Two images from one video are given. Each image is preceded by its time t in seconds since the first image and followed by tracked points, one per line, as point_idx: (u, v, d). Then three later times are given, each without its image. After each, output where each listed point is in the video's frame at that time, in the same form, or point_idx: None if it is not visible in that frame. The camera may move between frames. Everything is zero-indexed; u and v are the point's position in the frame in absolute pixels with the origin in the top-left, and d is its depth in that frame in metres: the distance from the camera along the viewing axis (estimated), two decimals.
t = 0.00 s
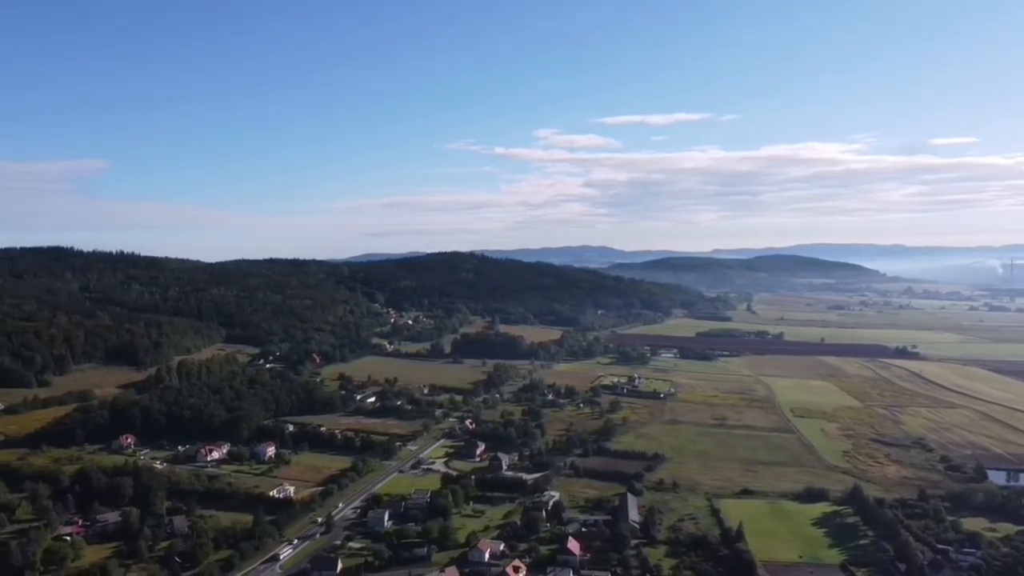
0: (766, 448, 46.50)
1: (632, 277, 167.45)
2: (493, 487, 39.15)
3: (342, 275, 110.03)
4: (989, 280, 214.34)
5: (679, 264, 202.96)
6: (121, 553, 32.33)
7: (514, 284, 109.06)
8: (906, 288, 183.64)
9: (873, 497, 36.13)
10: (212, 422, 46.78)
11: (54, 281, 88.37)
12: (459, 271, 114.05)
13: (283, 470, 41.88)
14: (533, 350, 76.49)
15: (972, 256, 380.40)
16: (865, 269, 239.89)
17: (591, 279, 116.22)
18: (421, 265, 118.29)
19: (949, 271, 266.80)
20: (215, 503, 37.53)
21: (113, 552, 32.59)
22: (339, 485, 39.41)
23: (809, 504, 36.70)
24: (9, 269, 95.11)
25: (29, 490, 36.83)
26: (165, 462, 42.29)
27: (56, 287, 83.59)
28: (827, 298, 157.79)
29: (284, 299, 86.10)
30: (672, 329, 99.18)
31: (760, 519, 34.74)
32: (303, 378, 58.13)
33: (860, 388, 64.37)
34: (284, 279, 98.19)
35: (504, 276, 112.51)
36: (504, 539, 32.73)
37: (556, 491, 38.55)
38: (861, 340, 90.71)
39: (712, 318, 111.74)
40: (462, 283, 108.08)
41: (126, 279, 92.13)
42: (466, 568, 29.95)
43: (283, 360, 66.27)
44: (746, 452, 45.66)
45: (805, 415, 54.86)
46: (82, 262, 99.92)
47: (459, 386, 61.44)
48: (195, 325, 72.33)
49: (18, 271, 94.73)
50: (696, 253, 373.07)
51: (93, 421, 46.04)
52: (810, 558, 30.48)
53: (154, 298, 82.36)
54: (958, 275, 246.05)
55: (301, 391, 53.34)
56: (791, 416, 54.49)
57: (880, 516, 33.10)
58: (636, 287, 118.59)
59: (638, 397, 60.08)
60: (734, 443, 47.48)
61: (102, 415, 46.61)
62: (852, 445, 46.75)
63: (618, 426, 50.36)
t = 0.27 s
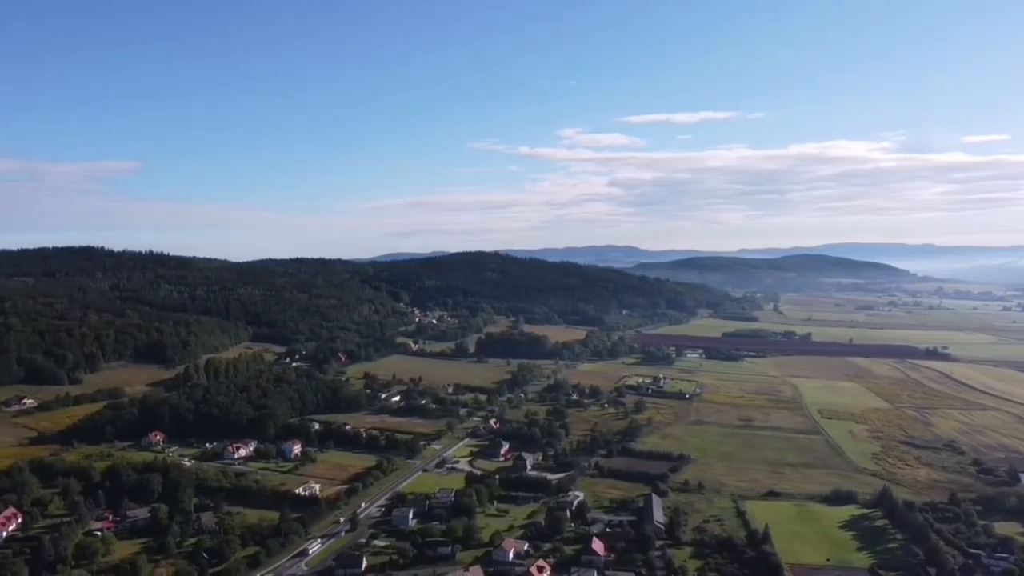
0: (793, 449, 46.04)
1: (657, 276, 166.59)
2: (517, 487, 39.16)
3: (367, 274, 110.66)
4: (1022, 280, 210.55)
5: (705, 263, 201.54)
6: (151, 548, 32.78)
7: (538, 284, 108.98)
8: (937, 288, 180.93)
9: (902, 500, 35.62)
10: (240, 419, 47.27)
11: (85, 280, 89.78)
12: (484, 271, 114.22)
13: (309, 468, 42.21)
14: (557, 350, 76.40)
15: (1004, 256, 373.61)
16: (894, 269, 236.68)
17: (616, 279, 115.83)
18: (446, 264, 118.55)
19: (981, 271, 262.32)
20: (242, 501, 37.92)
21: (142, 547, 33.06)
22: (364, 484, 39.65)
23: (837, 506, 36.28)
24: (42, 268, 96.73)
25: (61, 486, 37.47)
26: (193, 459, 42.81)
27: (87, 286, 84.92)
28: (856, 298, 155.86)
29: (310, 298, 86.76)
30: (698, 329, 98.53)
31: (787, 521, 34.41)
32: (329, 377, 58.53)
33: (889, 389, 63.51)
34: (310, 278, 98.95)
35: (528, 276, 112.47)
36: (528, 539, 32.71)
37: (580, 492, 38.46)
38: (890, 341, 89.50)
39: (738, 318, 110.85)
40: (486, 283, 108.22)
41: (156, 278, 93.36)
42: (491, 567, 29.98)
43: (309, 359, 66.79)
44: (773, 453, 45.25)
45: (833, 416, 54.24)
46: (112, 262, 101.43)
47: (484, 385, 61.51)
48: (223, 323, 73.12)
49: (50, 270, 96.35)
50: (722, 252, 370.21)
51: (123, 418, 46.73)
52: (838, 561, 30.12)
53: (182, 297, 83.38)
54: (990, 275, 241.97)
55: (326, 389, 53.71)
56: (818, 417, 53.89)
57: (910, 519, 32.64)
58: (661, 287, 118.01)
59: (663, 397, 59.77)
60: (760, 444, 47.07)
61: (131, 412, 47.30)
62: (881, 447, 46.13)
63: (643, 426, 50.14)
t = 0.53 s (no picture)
0: (821, 451, 45.53)
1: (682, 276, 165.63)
2: (541, 487, 39.13)
3: (392, 274, 111.22)
4: None
5: (731, 263, 200.04)
6: (179, 544, 33.19)
7: (563, 283, 108.85)
8: (968, 288, 178.05)
9: (933, 503, 35.08)
10: (266, 417, 47.71)
11: (115, 279, 91.16)
12: (508, 270, 114.29)
13: (334, 466, 42.50)
14: (582, 350, 76.29)
15: None
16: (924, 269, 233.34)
17: (641, 279, 115.31)
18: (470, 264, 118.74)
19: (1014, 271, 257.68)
20: (268, 498, 38.27)
21: (171, 543, 33.48)
22: (388, 482, 39.84)
23: (865, 509, 35.82)
24: (73, 267, 98.33)
25: (92, 482, 38.07)
26: (220, 456, 43.27)
27: (117, 285, 86.18)
28: (884, 298, 153.85)
29: (336, 297, 87.35)
30: (724, 329, 97.78)
31: (814, 524, 34.02)
32: (354, 375, 58.87)
33: (919, 391, 62.58)
34: (335, 278, 99.62)
35: (553, 275, 112.32)
36: (552, 539, 32.65)
37: (604, 492, 38.33)
38: (921, 342, 88.22)
39: (765, 318, 109.86)
40: (511, 282, 108.26)
41: (184, 277, 94.51)
42: (515, 567, 29.99)
43: (335, 357, 67.26)
44: (800, 455, 44.79)
45: (861, 418, 53.55)
46: (142, 261, 102.88)
47: (508, 385, 61.53)
48: (250, 322, 73.84)
49: (82, 269, 97.93)
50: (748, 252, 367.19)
51: (152, 416, 47.37)
52: (866, 565, 29.73)
53: (210, 296, 84.35)
54: None
55: (352, 388, 54.04)
56: (847, 419, 53.25)
57: (941, 523, 32.13)
58: (686, 287, 117.31)
59: (689, 398, 59.40)
60: (787, 446, 46.61)
61: (160, 409, 47.93)
62: (911, 450, 45.48)
63: (668, 427, 49.86)
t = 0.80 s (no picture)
0: (849, 453, 44.97)
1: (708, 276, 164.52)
2: (565, 487, 39.05)
3: (417, 273, 111.63)
4: None
5: (757, 263, 198.35)
6: (207, 540, 33.56)
7: (587, 283, 108.60)
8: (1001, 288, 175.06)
9: (964, 507, 34.49)
10: (292, 416, 48.10)
11: (145, 278, 92.45)
12: (532, 270, 114.25)
13: (359, 465, 42.74)
14: (607, 350, 76.10)
15: None
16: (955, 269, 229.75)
17: (666, 279, 114.72)
18: (495, 264, 118.81)
19: None
20: (294, 496, 38.57)
21: (199, 539, 33.87)
22: (413, 481, 39.99)
23: (894, 512, 35.32)
24: (104, 267, 99.84)
25: (122, 478, 38.62)
26: (247, 454, 43.69)
27: (146, 284, 87.39)
28: (914, 299, 151.75)
29: (361, 297, 87.86)
30: (750, 330, 96.93)
31: (842, 527, 33.61)
32: (379, 375, 59.16)
33: (950, 393, 61.58)
34: (360, 277, 100.19)
35: (578, 275, 112.08)
36: (576, 539, 32.57)
37: (629, 493, 38.16)
38: (952, 343, 86.78)
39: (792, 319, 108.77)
40: (535, 282, 108.21)
41: (212, 276, 95.57)
42: (539, 567, 29.96)
43: (360, 356, 67.66)
44: (827, 457, 44.27)
45: (891, 420, 52.80)
46: (171, 261, 104.21)
47: (533, 385, 61.50)
48: (276, 321, 74.49)
49: (112, 269, 99.41)
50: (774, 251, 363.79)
51: (180, 413, 47.96)
52: (895, 569, 29.32)
53: (237, 295, 85.25)
54: None
55: (377, 387, 54.33)
56: (875, 421, 52.52)
57: (972, 528, 31.57)
58: (712, 287, 116.50)
59: (714, 399, 58.98)
60: (815, 448, 46.10)
61: (188, 407, 48.50)
62: (942, 453, 44.75)
63: (693, 428, 49.54)
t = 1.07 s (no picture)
0: (878, 456, 44.39)
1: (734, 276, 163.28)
2: (590, 487, 38.95)
3: (441, 273, 111.92)
4: None
5: (784, 263, 196.48)
6: (234, 537, 33.93)
7: (612, 283, 108.26)
8: None
9: (996, 511, 33.90)
10: (318, 414, 48.43)
11: (173, 277, 93.67)
12: (557, 270, 114.12)
13: (384, 463, 42.94)
14: (631, 350, 75.82)
15: None
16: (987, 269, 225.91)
17: (692, 279, 114.02)
18: (519, 263, 118.84)
19: None
20: (320, 493, 38.87)
21: (226, 536, 34.25)
22: (437, 480, 40.10)
23: (924, 516, 34.81)
24: (134, 266, 101.28)
25: (151, 475, 39.16)
26: (274, 452, 44.09)
27: (175, 283, 88.54)
28: (944, 299, 149.45)
29: (386, 296, 88.33)
30: (777, 330, 96.06)
31: (870, 530, 33.19)
32: (404, 374, 59.40)
33: (982, 395, 60.56)
34: (385, 277, 100.68)
35: (602, 275, 111.76)
36: (601, 540, 32.47)
37: (654, 494, 37.99)
38: (984, 344, 85.35)
39: (819, 319, 107.64)
40: (560, 282, 108.07)
41: (239, 276, 96.59)
42: (563, 567, 29.90)
43: (385, 355, 68.01)
44: (856, 459, 43.74)
45: (921, 422, 52.02)
46: (199, 260, 105.46)
47: (557, 385, 61.42)
48: (302, 320, 75.10)
49: (142, 268, 100.81)
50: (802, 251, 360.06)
51: (208, 411, 48.50)
52: (926, 573, 28.88)
53: (264, 294, 86.10)
54: None
55: (401, 386, 54.57)
56: (905, 423, 51.79)
57: (1005, 532, 31.02)
58: (738, 287, 115.60)
59: (740, 400, 58.53)
60: (842, 450, 45.56)
61: (216, 405, 49.04)
62: (973, 456, 44.02)
63: (719, 428, 49.19)
